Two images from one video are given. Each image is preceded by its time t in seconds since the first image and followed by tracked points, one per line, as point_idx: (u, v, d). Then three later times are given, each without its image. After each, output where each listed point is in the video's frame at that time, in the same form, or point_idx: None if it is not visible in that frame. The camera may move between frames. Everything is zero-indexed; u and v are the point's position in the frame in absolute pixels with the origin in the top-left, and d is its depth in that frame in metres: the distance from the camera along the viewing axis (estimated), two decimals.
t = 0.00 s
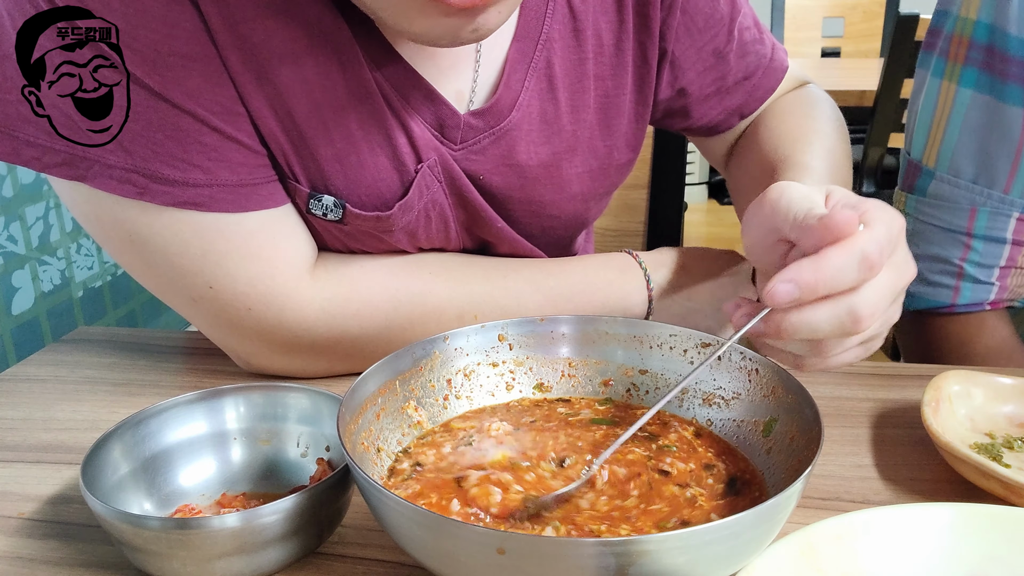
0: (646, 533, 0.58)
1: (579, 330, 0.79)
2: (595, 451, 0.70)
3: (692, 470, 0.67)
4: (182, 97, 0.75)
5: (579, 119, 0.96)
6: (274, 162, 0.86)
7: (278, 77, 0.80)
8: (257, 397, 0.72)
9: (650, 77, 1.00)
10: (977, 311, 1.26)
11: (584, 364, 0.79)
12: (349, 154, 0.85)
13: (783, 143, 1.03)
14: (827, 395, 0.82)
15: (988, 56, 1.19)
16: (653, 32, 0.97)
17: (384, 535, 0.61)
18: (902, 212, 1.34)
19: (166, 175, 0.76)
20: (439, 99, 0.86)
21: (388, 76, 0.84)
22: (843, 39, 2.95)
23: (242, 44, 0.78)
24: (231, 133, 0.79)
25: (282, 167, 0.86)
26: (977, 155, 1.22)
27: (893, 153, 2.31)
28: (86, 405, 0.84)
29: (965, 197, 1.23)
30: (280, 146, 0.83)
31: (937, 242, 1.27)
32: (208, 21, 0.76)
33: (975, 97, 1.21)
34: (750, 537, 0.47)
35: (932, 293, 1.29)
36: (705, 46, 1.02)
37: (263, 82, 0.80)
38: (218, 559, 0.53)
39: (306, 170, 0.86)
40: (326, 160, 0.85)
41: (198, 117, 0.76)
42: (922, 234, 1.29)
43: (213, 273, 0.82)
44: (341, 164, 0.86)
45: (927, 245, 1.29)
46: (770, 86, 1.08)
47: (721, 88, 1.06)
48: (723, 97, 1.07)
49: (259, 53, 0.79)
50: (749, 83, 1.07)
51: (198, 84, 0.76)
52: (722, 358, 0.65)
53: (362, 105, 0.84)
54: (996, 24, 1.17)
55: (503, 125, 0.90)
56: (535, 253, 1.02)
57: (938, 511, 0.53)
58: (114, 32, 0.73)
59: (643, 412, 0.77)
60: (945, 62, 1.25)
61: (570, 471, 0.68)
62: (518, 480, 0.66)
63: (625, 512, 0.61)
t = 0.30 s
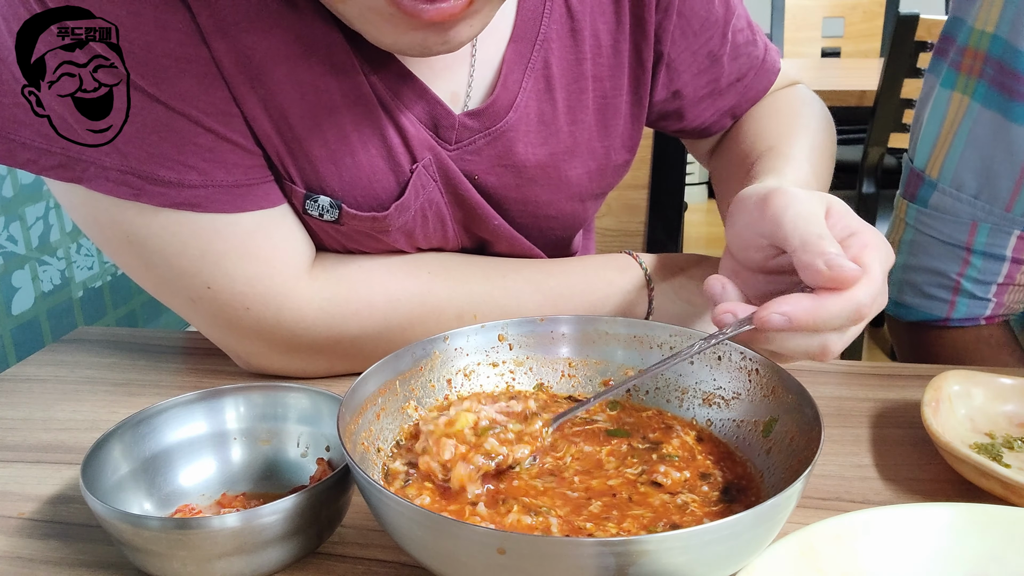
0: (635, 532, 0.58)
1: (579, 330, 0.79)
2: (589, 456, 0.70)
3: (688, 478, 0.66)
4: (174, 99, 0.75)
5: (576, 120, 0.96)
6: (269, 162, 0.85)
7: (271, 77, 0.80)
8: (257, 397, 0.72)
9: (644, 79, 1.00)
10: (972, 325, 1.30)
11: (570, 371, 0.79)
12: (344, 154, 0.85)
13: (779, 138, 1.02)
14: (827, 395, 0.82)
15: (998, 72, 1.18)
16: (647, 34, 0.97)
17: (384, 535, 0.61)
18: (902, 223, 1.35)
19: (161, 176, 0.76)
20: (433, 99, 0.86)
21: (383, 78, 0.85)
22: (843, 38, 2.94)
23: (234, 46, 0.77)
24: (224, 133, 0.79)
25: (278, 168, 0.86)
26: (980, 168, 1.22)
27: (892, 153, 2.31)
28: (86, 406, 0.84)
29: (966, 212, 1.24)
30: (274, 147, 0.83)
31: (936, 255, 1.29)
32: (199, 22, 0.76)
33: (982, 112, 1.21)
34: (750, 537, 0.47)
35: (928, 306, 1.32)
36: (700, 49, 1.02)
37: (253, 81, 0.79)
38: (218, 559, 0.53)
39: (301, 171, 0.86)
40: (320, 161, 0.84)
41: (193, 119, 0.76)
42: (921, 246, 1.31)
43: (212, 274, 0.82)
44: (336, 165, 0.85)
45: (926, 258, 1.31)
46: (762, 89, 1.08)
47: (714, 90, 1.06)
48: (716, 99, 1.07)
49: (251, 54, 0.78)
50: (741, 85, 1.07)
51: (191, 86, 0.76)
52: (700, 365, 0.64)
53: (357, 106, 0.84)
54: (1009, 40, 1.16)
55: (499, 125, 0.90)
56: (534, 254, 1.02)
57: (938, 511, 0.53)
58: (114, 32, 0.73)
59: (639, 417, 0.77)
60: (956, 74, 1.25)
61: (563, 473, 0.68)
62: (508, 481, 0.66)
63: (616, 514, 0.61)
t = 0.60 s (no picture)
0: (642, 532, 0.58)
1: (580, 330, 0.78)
2: (595, 458, 0.70)
3: (691, 478, 0.66)
4: (173, 101, 0.75)
5: (576, 124, 0.96)
6: (270, 165, 0.86)
7: (272, 81, 0.80)
8: (257, 397, 0.72)
9: (646, 79, 1.00)
10: (969, 333, 1.33)
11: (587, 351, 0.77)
12: (346, 157, 0.85)
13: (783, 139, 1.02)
14: (827, 396, 0.82)
15: (1004, 86, 1.17)
16: (649, 35, 0.97)
17: (384, 535, 0.61)
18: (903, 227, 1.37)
19: (161, 179, 0.76)
20: (434, 100, 0.86)
21: (386, 83, 0.85)
22: (843, 38, 2.94)
23: (233, 49, 0.77)
24: (224, 135, 0.79)
25: (279, 170, 0.86)
26: (980, 179, 1.22)
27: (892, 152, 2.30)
28: (86, 406, 0.84)
29: (965, 222, 1.26)
30: (274, 149, 0.83)
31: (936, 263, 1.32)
32: (199, 24, 0.76)
33: (986, 125, 1.20)
34: (751, 536, 0.47)
35: (925, 313, 1.36)
36: (700, 53, 1.02)
37: (252, 83, 0.79)
38: (219, 559, 0.53)
39: (302, 174, 0.86)
40: (321, 165, 0.84)
41: (194, 121, 0.76)
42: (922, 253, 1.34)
43: (212, 276, 0.83)
44: (337, 168, 0.85)
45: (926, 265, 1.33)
46: (761, 96, 1.07)
47: (713, 96, 1.06)
48: (714, 105, 1.07)
49: (251, 57, 0.78)
50: (739, 91, 1.06)
51: (190, 88, 0.76)
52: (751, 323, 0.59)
53: (358, 110, 0.84)
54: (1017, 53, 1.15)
55: (500, 128, 0.90)
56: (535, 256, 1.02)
57: (938, 511, 0.53)
58: (114, 32, 0.73)
59: (641, 419, 0.77)
60: (963, 83, 1.24)
61: (573, 476, 0.67)
62: (516, 486, 0.65)
63: (627, 518, 0.60)
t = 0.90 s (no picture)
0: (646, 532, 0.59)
1: (580, 330, 0.78)
2: (597, 458, 0.70)
3: (692, 478, 0.67)
4: (179, 110, 0.75)
5: (585, 126, 0.97)
6: (276, 176, 0.86)
7: (279, 94, 0.80)
8: (257, 397, 0.72)
9: (663, 79, 1.00)
10: (968, 336, 1.33)
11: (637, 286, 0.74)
12: (352, 171, 0.85)
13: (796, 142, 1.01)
14: (827, 396, 0.82)
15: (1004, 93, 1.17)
16: (664, 32, 0.97)
17: (384, 535, 0.61)
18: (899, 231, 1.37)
19: (163, 187, 0.76)
20: (448, 115, 0.86)
21: (400, 100, 0.84)
22: (843, 38, 2.94)
23: (236, 60, 0.77)
24: (230, 147, 0.79)
25: (285, 181, 0.86)
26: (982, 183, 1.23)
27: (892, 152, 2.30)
28: (86, 406, 0.84)
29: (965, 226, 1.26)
30: (281, 161, 0.84)
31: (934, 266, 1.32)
32: (208, 36, 0.76)
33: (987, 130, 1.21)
34: (751, 536, 0.47)
35: (924, 316, 1.36)
36: (715, 53, 1.01)
37: (257, 95, 0.79)
38: (218, 559, 0.53)
39: (307, 186, 0.86)
40: (327, 177, 0.85)
41: (198, 132, 0.77)
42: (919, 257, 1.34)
43: (213, 282, 0.83)
44: (342, 181, 0.85)
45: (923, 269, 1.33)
46: (778, 98, 1.04)
47: (728, 98, 1.04)
48: (726, 106, 1.05)
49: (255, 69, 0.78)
50: (756, 94, 1.04)
51: (197, 98, 0.76)
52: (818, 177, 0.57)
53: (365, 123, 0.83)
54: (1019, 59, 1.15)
55: (511, 138, 0.90)
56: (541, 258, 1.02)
57: (937, 511, 0.53)
58: (114, 32, 0.73)
59: (642, 420, 0.77)
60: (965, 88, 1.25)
61: (576, 476, 0.67)
62: (519, 488, 0.65)
63: (631, 520, 0.60)
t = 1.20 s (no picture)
0: (648, 532, 0.59)
1: (579, 330, 0.79)
2: (597, 458, 0.70)
3: (693, 478, 0.67)
4: (185, 128, 0.76)
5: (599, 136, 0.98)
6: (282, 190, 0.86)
7: (289, 112, 0.79)
8: (257, 398, 0.72)
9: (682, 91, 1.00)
10: (966, 336, 1.33)
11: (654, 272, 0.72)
12: (361, 192, 0.85)
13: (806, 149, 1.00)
14: (828, 395, 0.82)
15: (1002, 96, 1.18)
16: (685, 43, 0.97)
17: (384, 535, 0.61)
18: (898, 231, 1.38)
19: (166, 201, 0.77)
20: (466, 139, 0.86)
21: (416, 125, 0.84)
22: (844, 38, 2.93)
23: (247, 79, 0.77)
24: (236, 164, 0.79)
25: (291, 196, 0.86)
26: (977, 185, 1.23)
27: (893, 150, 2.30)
28: (86, 406, 0.84)
29: (963, 226, 1.26)
30: (287, 179, 0.83)
31: (932, 266, 1.32)
32: (219, 53, 0.75)
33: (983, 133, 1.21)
34: (751, 537, 0.47)
35: (922, 315, 1.36)
36: (732, 65, 1.00)
37: (269, 114, 0.79)
38: (218, 559, 0.53)
39: (313, 203, 0.86)
40: (334, 196, 0.85)
41: (204, 150, 0.77)
42: (918, 257, 1.34)
43: (212, 293, 0.83)
44: (350, 201, 0.86)
45: (922, 268, 1.34)
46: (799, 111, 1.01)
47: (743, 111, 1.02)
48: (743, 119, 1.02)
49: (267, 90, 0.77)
50: (774, 108, 1.01)
51: (204, 115, 0.76)
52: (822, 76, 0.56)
53: (377, 149, 0.83)
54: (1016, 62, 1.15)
55: (527, 157, 0.91)
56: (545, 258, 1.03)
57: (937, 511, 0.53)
58: (114, 32, 0.73)
59: (640, 420, 0.77)
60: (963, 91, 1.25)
61: (576, 477, 0.67)
62: (519, 488, 0.65)
63: (632, 521, 0.60)
